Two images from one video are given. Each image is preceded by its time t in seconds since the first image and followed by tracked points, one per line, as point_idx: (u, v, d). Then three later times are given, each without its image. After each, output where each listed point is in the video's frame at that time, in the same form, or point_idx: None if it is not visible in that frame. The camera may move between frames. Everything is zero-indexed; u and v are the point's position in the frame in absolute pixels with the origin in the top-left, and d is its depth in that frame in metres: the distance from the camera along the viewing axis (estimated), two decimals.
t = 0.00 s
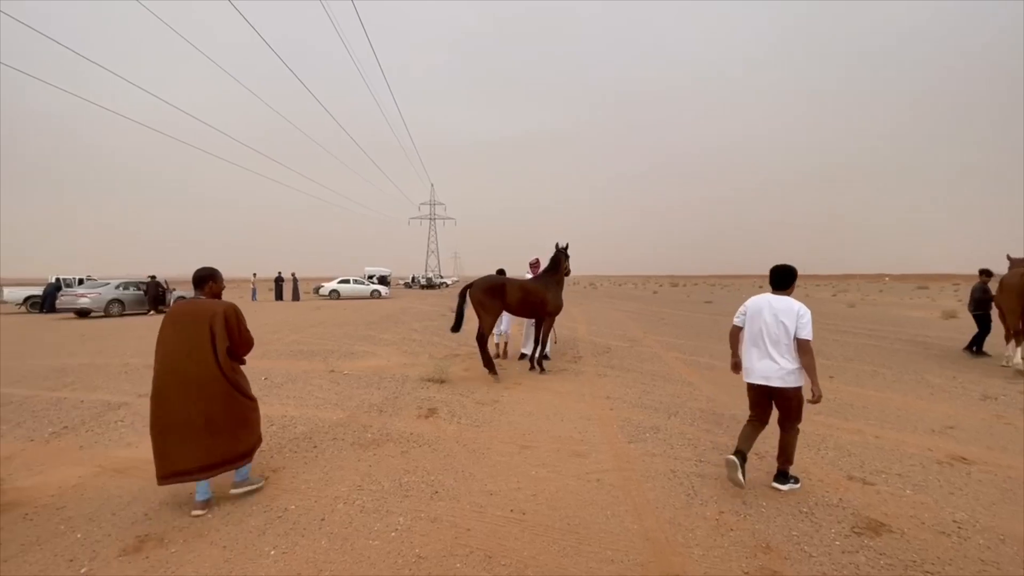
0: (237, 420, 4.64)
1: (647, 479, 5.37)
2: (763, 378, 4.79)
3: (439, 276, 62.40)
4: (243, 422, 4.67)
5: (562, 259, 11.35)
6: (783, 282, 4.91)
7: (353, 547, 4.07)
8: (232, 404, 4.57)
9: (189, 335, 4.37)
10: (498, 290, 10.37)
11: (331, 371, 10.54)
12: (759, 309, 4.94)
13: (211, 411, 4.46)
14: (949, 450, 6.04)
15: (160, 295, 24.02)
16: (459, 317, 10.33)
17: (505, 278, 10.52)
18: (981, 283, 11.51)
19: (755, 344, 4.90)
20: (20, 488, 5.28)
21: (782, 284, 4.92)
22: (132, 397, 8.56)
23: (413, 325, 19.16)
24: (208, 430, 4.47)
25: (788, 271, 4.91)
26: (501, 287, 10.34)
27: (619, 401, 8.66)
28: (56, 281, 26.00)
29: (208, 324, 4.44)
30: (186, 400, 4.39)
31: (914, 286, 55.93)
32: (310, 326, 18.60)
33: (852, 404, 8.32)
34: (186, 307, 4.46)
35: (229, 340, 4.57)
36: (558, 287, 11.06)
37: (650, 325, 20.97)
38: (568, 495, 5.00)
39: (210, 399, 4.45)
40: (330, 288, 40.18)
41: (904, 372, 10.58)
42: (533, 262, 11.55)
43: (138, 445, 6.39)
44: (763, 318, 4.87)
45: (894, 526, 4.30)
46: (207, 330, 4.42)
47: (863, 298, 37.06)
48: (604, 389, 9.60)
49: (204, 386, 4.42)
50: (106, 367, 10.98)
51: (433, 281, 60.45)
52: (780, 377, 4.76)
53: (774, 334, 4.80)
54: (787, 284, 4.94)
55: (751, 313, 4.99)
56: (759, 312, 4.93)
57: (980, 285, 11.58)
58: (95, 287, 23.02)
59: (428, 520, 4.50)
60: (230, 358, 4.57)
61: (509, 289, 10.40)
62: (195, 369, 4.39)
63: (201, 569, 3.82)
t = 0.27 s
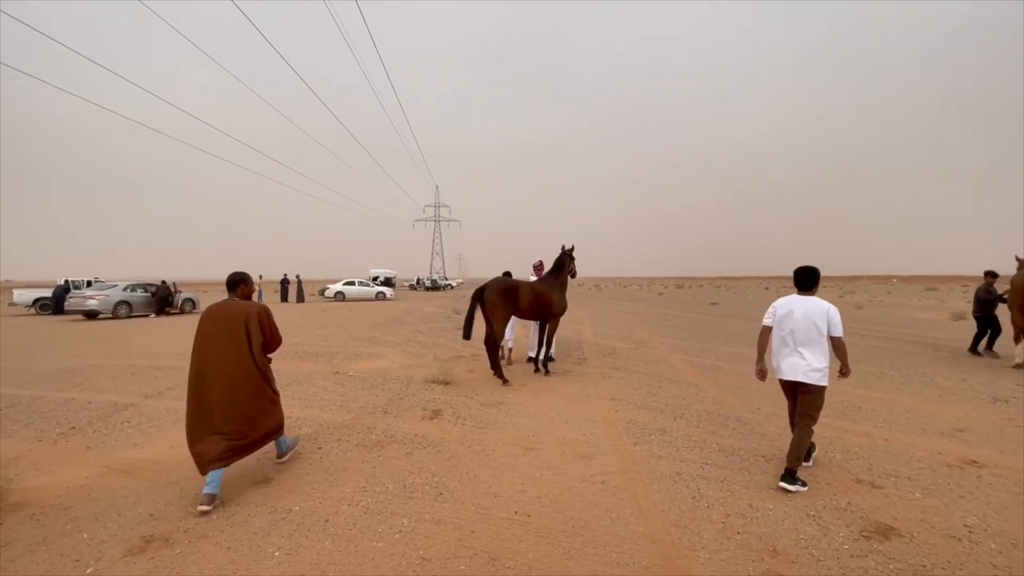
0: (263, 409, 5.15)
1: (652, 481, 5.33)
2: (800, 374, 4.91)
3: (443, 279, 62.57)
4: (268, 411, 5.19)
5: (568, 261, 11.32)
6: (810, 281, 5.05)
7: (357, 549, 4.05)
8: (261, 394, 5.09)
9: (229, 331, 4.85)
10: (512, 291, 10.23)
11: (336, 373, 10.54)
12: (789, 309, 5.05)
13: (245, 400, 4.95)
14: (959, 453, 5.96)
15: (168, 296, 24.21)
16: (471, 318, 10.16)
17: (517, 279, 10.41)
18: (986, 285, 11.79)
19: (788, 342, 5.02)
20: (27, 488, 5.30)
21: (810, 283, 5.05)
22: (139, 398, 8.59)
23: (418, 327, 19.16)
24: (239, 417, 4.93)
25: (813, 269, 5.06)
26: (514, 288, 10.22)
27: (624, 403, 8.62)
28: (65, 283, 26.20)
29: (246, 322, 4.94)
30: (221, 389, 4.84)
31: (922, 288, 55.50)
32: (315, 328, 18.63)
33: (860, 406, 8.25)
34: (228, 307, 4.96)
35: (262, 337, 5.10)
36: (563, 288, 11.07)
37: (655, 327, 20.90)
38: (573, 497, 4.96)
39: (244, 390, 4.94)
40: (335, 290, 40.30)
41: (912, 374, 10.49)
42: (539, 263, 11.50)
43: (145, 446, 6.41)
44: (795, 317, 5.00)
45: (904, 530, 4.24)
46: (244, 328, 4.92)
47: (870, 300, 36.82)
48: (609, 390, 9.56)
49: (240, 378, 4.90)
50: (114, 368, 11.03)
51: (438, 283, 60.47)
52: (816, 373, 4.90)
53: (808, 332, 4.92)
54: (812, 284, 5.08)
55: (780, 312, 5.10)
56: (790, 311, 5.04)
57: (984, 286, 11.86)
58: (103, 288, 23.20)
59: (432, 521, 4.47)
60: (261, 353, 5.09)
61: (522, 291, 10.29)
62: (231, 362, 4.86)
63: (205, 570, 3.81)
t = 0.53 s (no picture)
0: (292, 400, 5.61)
1: (655, 483, 5.33)
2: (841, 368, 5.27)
3: (446, 281, 62.62)
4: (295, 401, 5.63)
5: (569, 261, 11.33)
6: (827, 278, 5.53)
7: (360, 550, 4.06)
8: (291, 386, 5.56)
9: (264, 324, 5.38)
10: (519, 294, 10.19)
11: (339, 374, 10.56)
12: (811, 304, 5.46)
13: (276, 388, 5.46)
14: (963, 455, 5.95)
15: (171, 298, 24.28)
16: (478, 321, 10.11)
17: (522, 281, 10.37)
18: (989, 285, 11.86)
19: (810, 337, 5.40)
20: (32, 489, 5.33)
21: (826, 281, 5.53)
22: (143, 399, 8.63)
23: (420, 329, 19.18)
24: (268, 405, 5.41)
25: (829, 267, 5.58)
26: (521, 291, 10.18)
27: (626, 404, 8.61)
28: (69, 285, 26.31)
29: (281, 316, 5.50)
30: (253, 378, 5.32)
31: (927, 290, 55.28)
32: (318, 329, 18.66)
33: (863, 408, 8.22)
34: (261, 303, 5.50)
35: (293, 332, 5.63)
36: (564, 288, 11.07)
37: (657, 328, 20.88)
38: (575, 499, 4.97)
39: (274, 379, 5.44)
40: (338, 292, 40.34)
41: (916, 375, 10.45)
42: (540, 264, 11.47)
43: (149, 447, 6.43)
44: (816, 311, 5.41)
45: (907, 533, 4.23)
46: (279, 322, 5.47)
47: (874, 301, 36.68)
48: (611, 392, 9.55)
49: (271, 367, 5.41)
50: (119, 370, 11.08)
51: (440, 285, 60.49)
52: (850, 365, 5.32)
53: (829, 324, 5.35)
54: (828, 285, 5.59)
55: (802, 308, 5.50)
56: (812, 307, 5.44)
57: (987, 287, 11.93)
58: (108, 290, 23.28)
59: (434, 523, 4.48)
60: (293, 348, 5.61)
61: (528, 293, 10.26)
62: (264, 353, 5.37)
63: (209, 571, 3.82)
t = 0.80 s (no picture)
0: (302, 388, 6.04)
1: (657, 485, 5.33)
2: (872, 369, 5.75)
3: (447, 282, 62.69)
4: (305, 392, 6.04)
5: (570, 262, 11.35)
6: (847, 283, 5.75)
7: (362, 552, 4.07)
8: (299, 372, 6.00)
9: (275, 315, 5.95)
10: (522, 296, 10.19)
11: (341, 376, 10.58)
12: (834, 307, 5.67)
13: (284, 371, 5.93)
14: (965, 457, 5.94)
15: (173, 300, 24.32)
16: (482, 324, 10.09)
17: (524, 283, 10.37)
18: (990, 287, 11.89)
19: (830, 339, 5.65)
20: (36, 491, 5.35)
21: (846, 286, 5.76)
22: (146, 401, 8.65)
23: (422, 331, 19.19)
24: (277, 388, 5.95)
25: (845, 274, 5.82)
26: (525, 293, 10.19)
27: (628, 406, 8.61)
28: (72, 288, 26.38)
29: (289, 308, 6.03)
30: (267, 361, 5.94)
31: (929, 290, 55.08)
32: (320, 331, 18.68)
33: (865, 410, 8.21)
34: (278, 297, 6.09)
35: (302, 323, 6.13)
36: (565, 290, 11.08)
37: (659, 330, 20.87)
38: (577, 501, 4.97)
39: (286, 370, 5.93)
40: (340, 294, 40.38)
41: (918, 377, 10.45)
42: (541, 266, 11.49)
43: (152, 449, 6.45)
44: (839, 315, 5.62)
45: (909, 535, 4.23)
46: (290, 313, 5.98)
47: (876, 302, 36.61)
48: (613, 394, 9.55)
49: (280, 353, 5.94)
50: (121, 372, 11.10)
51: (441, 287, 60.47)
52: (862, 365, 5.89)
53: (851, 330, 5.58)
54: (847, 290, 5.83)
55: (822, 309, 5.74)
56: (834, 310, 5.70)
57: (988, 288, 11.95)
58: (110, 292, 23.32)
59: (437, 525, 4.49)
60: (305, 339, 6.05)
61: (532, 295, 10.26)
62: (276, 342, 5.94)
63: (212, 573, 3.84)
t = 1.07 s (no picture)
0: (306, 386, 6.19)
1: (657, 486, 5.33)
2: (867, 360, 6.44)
3: (447, 283, 62.71)
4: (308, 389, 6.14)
5: (570, 263, 11.36)
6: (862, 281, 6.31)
7: (363, 552, 4.07)
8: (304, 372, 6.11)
9: (284, 316, 6.07)
10: (523, 297, 10.20)
11: (342, 377, 10.57)
12: (859, 301, 6.11)
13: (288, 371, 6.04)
14: (967, 457, 5.93)
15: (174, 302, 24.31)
16: (483, 326, 10.08)
17: (524, 284, 10.37)
18: (987, 287, 11.93)
19: (857, 333, 6.04)
20: (37, 492, 5.35)
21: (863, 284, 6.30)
22: (147, 403, 8.65)
23: (422, 332, 19.17)
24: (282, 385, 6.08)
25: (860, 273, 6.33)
26: (525, 294, 10.20)
27: (629, 407, 8.60)
28: (73, 289, 26.39)
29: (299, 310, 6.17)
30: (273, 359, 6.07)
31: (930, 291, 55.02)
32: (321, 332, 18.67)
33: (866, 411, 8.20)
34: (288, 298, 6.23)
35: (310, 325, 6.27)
36: (565, 291, 11.08)
37: (660, 331, 20.85)
38: (578, 502, 4.97)
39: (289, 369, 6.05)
40: (341, 295, 40.39)
41: (919, 377, 10.44)
42: (541, 268, 11.50)
43: (153, 450, 6.45)
44: (868, 310, 6.05)
45: (911, 535, 4.23)
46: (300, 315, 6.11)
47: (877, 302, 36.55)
48: (614, 395, 9.54)
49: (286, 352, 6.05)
50: (122, 373, 11.11)
51: (442, 288, 60.47)
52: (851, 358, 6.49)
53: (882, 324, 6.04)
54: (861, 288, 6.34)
55: (848, 305, 6.13)
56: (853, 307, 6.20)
57: (985, 288, 12.00)
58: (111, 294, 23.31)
59: (437, 526, 4.49)
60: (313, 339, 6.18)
61: (532, 296, 10.27)
62: (283, 341, 6.07)
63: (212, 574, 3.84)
